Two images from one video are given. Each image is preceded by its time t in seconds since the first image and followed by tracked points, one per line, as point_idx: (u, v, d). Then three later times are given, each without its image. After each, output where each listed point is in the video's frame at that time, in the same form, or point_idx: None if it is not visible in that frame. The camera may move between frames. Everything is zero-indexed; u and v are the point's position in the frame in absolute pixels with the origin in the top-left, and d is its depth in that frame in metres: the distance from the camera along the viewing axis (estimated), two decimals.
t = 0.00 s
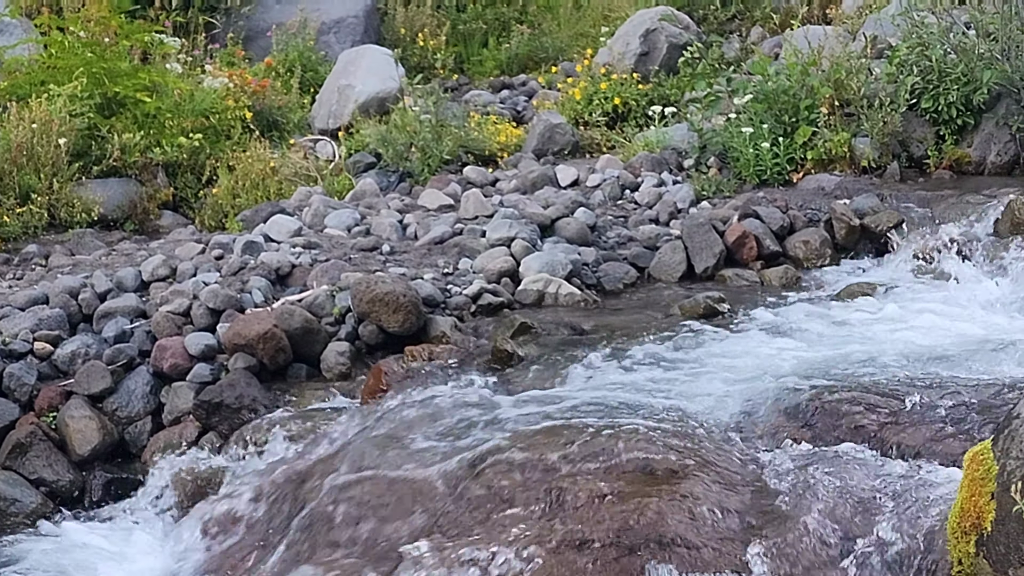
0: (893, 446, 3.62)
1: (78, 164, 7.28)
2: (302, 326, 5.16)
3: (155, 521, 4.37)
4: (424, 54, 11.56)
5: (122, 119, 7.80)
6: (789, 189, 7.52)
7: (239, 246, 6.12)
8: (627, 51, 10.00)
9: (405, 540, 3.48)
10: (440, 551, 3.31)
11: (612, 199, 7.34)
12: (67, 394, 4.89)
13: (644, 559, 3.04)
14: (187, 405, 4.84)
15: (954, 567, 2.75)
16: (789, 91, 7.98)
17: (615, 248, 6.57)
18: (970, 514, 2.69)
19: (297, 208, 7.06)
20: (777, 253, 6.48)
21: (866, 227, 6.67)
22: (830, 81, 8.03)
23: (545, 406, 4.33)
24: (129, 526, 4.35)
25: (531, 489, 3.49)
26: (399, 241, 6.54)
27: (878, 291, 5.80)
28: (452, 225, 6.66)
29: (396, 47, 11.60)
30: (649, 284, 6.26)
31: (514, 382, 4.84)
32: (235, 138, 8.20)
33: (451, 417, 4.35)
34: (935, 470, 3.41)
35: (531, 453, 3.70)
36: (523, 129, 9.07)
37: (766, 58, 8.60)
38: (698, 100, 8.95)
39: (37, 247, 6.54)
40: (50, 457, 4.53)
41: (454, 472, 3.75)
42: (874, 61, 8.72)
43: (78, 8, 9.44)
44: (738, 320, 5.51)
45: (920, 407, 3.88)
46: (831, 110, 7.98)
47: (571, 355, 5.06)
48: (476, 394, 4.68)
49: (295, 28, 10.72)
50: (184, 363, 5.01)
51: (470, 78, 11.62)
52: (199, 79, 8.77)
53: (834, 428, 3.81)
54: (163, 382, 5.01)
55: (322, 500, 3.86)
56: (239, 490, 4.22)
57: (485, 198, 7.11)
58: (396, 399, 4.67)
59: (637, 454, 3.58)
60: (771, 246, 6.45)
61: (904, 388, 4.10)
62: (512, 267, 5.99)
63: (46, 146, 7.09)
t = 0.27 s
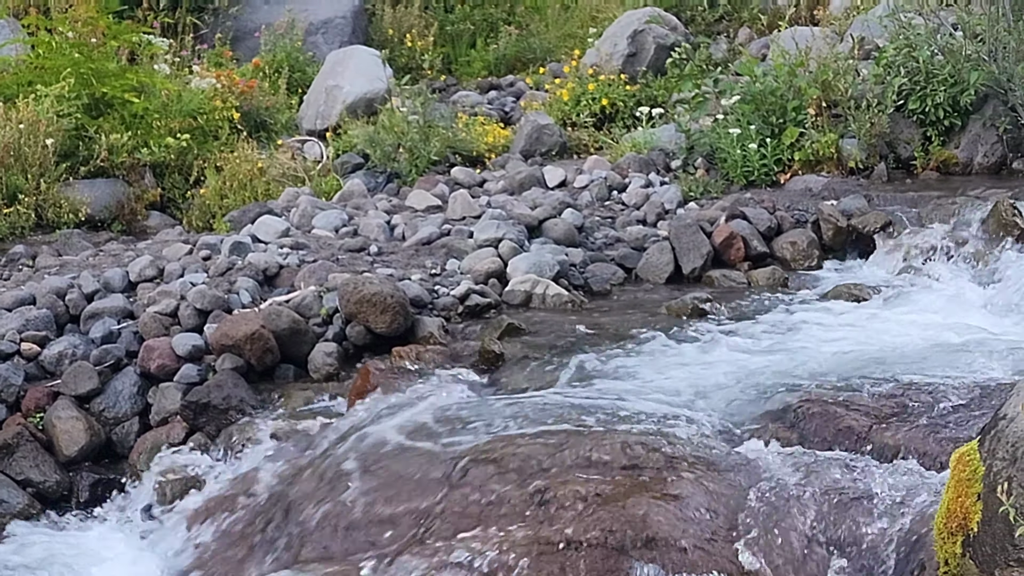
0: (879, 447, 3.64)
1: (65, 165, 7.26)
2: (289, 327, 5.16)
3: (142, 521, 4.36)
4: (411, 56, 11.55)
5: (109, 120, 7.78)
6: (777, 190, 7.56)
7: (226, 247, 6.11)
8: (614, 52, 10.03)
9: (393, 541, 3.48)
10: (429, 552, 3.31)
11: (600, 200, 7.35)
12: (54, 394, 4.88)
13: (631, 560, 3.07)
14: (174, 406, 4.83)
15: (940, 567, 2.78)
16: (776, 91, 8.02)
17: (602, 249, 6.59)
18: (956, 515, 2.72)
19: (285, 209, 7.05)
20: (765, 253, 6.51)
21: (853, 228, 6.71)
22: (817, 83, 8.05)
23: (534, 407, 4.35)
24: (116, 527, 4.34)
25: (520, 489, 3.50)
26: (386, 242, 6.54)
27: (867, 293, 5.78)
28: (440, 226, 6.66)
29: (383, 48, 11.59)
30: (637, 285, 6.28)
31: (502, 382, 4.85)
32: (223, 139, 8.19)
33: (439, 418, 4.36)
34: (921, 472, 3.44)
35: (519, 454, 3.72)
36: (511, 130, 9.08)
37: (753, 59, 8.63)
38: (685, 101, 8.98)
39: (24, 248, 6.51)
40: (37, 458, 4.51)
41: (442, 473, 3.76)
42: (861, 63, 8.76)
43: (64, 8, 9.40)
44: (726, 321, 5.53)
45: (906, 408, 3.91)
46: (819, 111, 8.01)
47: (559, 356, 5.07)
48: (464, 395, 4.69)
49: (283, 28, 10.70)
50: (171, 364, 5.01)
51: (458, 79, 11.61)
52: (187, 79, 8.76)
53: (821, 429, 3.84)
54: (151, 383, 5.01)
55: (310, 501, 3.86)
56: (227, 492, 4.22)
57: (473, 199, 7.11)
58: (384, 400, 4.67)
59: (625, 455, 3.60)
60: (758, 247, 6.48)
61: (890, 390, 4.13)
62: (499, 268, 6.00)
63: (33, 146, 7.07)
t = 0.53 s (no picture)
0: (867, 447, 3.67)
1: (54, 165, 7.24)
2: (278, 327, 5.16)
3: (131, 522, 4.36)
4: (401, 56, 11.62)
5: (98, 120, 7.76)
6: (766, 190, 7.58)
7: (215, 248, 6.11)
8: (603, 53, 10.05)
9: (382, 541, 3.49)
10: (419, 551, 3.32)
11: (589, 200, 7.37)
12: (43, 395, 4.87)
13: (620, 559, 3.08)
14: (163, 407, 4.83)
15: (929, 567, 2.80)
16: (766, 92, 8.05)
17: (592, 249, 6.60)
18: (945, 515, 2.75)
19: (274, 209, 7.05)
20: (754, 253, 6.54)
21: (842, 228, 6.74)
22: (806, 83, 8.12)
23: (524, 407, 4.35)
24: (105, 527, 4.33)
25: (508, 489, 3.51)
26: (375, 242, 6.55)
27: (856, 292, 5.84)
28: (429, 226, 6.67)
29: (373, 48, 11.59)
30: (626, 285, 6.30)
31: (492, 382, 4.86)
32: (212, 139, 8.19)
33: (428, 418, 4.36)
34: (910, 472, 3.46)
35: (508, 454, 3.73)
36: (500, 130, 9.09)
37: (743, 59, 8.66)
38: (675, 101, 9.01)
39: (13, 248, 6.49)
40: (26, 458, 4.51)
41: (432, 473, 3.77)
42: (851, 63, 8.80)
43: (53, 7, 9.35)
44: (714, 321, 5.55)
45: (894, 408, 3.94)
46: (808, 111, 8.05)
47: (548, 356, 5.09)
48: (453, 396, 4.70)
49: (272, 28, 10.69)
50: (160, 364, 5.01)
51: (448, 79, 11.70)
52: (176, 79, 8.74)
53: (810, 429, 3.85)
54: (140, 383, 5.00)
55: (299, 501, 3.86)
56: (217, 491, 4.22)
57: (462, 199, 7.12)
58: (373, 400, 4.68)
59: (614, 456, 3.61)
60: (747, 247, 6.51)
61: (878, 390, 4.16)
62: (488, 268, 6.01)
63: (22, 146, 7.06)
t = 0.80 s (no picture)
0: (857, 446, 3.69)
1: (45, 164, 7.22)
2: (269, 326, 5.16)
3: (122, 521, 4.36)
4: (394, 55, 11.61)
5: (89, 119, 7.74)
6: (758, 190, 7.61)
7: (207, 247, 6.11)
8: (595, 52, 10.07)
9: (373, 540, 3.50)
10: (412, 550, 3.33)
11: (581, 200, 7.38)
12: (34, 394, 4.87)
13: (612, 559, 3.12)
14: (154, 406, 4.83)
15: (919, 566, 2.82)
16: (757, 91, 8.06)
17: (583, 248, 6.62)
18: (935, 514, 2.76)
19: (266, 208, 7.05)
20: (745, 253, 6.56)
21: (833, 228, 6.77)
22: (798, 82, 8.13)
23: (516, 406, 4.36)
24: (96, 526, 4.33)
25: (500, 487, 3.52)
26: (367, 241, 6.55)
27: (846, 292, 5.87)
28: (421, 225, 6.68)
29: (365, 48, 11.59)
30: (618, 284, 6.32)
31: (483, 381, 4.87)
32: (204, 138, 8.20)
33: (420, 417, 4.37)
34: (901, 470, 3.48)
35: (500, 453, 3.74)
36: (492, 129, 9.09)
37: (734, 59, 8.68)
38: (666, 100, 9.02)
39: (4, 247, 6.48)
40: (18, 457, 4.49)
41: (424, 472, 3.78)
42: (842, 62, 8.83)
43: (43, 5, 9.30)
44: (706, 320, 5.57)
45: (885, 407, 3.95)
46: (800, 111, 8.07)
47: (540, 355, 5.09)
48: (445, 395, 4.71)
49: (264, 27, 10.67)
50: (151, 363, 5.01)
51: (439, 78, 11.69)
52: (168, 79, 8.73)
53: (801, 427, 3.87)
54: (131, 382, 5.00)
55: (290, 500, 3.87)
56: (208, 490, 4.22)
57: (454, 198, 7.13)
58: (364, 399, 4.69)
59: (605, 454, 3.63)
60: (738, 247, 6.53)
61: (868, 388, 4.18)
62: (480, 267, 6.02)
63: (13, 145, 7.03)
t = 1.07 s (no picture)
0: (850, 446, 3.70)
1: (39, 162, 7.22)
2: (263, 325, 5.16)
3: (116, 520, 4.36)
4: (387, 54, 11.57)
5: (83, 118, 7.73)
6: (751, 189, 7.62)
7: (201, 246, 6.11)
8: (590, 51, 10.08)
9: (367, 539, 3.50)
10: (406, 549, 3.33)
11: (575, 199, 7.39)
12: (28, 393, 4.86)
13: (605, 558, 3.11)
14: (148, 404, 4.83)
15: (912, 565, 2.83)
16: (752, 90, 8.08)
17: (577, 247, 6.63)
18: (929, 512, 2.77)
19: (260, 207, 7.04)
20: (739, 252, 6.58)
21: (827, 227, 6.79)
22: (792, 81, 8.16)
23: (511, 405, 4.37)
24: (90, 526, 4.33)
25: (494, 487, 3.53)
26: (361, 240, 6.55)
27: (840, 291, 5.89)
28: (415, 224, 6.68)
29: (359, 47, 11.59)
30: (612, 283, 6.32)
31: (477, 380, 4.87)
32: (198, 137, 8.18)
33: (414, 416, 4.38)
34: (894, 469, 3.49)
35: (493, 452, 3.74)
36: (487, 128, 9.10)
37: (728, 58, 8.70)
38: (661, 99, 9.03)
39: None
40: (11, 456, 4.48)
41: (417, 471, 3.78)
42: (836, 61, 8.84)
43: (37, 3, 9.29)
44: (700, 319, 5.58)
45: (880, 406, 3.96)
46: (793, 110, 8.10)
47: (533, 354, 5.10)
48: (439, 393, 4.71)
49: (258, 26, 10.67)
50: (145, 362, 5.01)
51: (434, 76, 11.66)
52: (162, 78, 8.73)
53: (794, 427, 3.89)
54: (125, 381, 5.01)
55: (284, 499, 3.87)
56: (203, 490, 4.22)
57: (448, 197, 7.13)
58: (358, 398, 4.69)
59: (600, 453, 3.63)
60: (732, 246, 6.55)
61: (862, 387, 4.19)
62: (474, 266, 6.03)
63: (7, 144, 7.03)
